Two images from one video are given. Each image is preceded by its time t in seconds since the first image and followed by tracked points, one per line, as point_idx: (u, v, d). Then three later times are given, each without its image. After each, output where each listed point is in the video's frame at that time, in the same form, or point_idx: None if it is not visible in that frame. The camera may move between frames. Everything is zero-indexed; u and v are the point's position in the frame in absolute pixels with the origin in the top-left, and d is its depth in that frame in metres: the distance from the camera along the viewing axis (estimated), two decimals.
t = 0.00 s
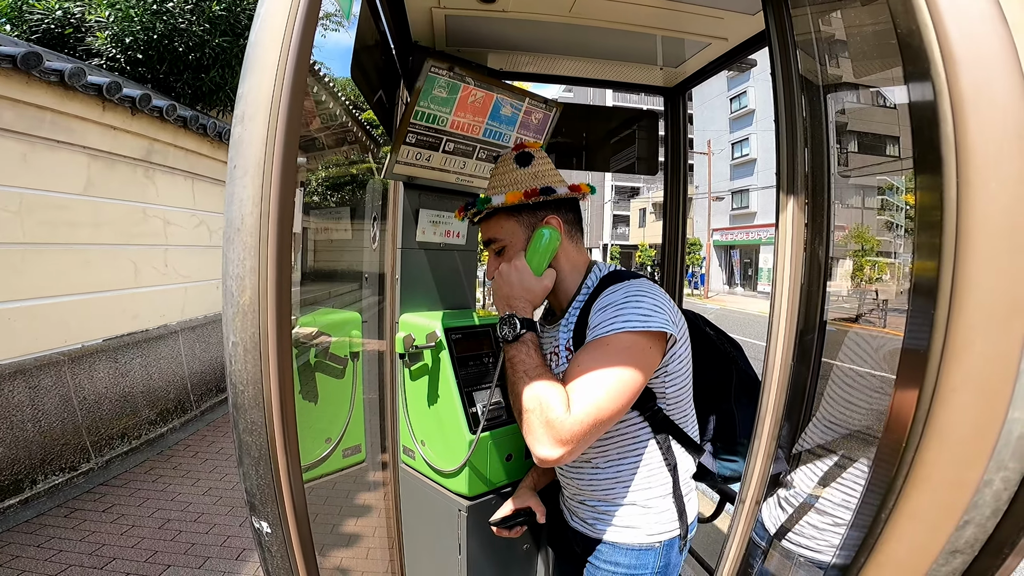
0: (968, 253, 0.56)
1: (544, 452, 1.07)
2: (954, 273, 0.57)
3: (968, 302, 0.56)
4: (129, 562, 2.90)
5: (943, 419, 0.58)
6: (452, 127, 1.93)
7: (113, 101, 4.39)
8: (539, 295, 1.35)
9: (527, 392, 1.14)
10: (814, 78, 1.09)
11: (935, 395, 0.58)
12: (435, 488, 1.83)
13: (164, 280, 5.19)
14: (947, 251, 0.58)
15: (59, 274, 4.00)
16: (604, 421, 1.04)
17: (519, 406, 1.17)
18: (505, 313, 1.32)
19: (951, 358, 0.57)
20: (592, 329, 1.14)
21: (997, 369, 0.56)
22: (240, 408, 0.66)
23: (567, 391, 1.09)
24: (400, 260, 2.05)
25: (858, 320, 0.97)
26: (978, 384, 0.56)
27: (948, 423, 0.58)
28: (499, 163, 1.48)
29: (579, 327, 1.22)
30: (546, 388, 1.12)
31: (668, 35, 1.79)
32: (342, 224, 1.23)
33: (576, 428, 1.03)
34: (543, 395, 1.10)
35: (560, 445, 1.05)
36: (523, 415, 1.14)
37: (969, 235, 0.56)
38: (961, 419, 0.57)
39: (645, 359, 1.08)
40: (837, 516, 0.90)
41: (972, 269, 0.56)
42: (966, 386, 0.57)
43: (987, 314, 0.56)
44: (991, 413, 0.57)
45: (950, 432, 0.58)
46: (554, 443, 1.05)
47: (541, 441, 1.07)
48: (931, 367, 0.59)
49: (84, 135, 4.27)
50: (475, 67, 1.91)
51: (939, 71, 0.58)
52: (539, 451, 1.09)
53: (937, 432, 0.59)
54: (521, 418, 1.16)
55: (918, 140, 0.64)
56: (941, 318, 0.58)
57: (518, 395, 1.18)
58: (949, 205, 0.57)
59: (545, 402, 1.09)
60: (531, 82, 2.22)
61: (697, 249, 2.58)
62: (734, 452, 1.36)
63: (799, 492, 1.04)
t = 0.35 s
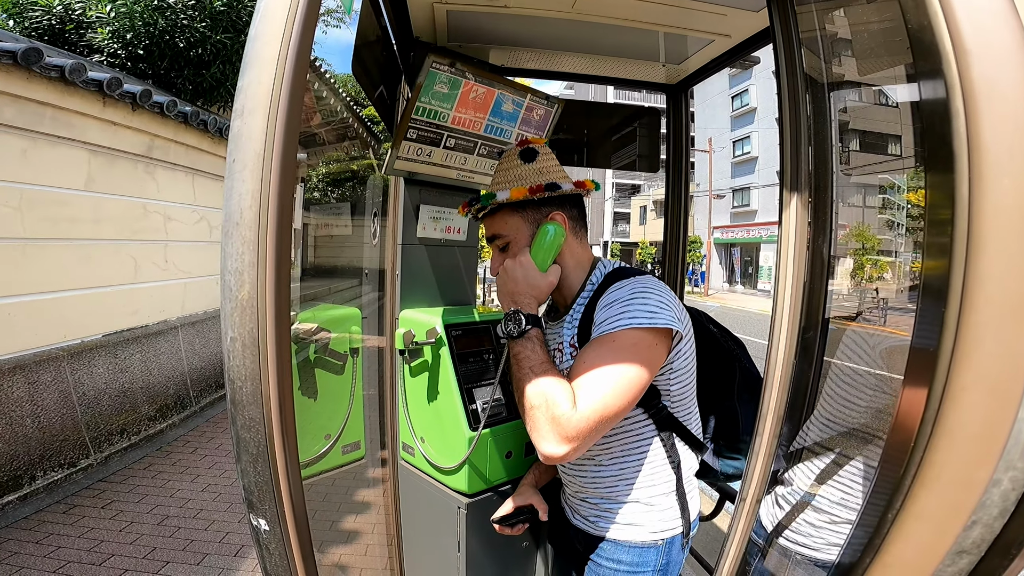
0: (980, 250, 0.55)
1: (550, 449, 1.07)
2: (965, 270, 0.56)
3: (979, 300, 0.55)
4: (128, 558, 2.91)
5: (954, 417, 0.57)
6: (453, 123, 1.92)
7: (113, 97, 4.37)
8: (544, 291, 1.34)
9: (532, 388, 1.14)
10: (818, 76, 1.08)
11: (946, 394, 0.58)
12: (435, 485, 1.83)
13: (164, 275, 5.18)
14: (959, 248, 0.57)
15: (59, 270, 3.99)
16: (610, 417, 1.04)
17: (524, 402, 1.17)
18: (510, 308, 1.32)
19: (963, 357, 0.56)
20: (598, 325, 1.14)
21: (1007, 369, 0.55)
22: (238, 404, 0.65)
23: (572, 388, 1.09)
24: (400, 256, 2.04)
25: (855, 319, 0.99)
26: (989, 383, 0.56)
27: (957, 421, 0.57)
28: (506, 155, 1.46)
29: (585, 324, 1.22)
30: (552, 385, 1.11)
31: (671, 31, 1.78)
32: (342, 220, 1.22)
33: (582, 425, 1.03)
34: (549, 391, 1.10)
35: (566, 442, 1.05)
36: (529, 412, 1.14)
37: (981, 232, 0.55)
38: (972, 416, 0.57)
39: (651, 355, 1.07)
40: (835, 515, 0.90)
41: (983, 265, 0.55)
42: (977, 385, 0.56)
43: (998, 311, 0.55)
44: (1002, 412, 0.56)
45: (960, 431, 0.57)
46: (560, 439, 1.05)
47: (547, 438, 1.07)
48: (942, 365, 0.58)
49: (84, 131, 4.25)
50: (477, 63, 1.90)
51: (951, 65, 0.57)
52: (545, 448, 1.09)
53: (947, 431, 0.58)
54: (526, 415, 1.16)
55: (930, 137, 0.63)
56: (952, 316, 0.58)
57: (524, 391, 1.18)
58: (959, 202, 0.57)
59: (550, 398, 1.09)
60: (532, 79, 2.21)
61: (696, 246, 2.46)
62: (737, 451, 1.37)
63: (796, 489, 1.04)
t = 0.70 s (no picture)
0: (972, 247, 0.56)
1: (547, 449, 1.07)
2: (956, 267, 0.57)
3: (972, 296, 0.56)
4: (121, 560, 2.89)
5: (946, 414, 0.58)
6: (448, 123, 1.92)
7: (105, 96, 4.35)
8: (540, 291, 1.34)
9: (528, 389, 1.14)
10: (811, 76, 1.09)
11: (938, 391, 0.58)
12: (431, 485, 1.83)
13: (157, 276, 5.15)
14: (951, 245, 0.57)
15: (51, 270, 3.96)
16: (606, 417, 1.04)
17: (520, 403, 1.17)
18: (505, 308, 1.32)
19: (955, 354, 0.57)
20: (593, 324, 1.14)
21: (1000, 367, 0.56)
22: (232, 405, 0.65)
23: (568, 387, 1.09)
24: (395, 256, 2.04)
25: (846, 318, 1.01)
26: (981, 380, 0.56)
27: (951, 416, 0.58)
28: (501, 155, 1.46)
29: (580, 324, 1.22)
30: (547, 384, 1.11)
31: (665, 31, 1.79)
32: (336, 219, 1.21)
33: (578, 424, 1.03)
34: (545, 392, 1.10)
35: (562, 442, 1.05)
36: (525, 412, 1.13)
37: (972, 229, 0.55)
38: (964, 412, 0.57)
39: (646, 354, 1.08)
40: (829, 514, 0.91)
41: (975, 262, 0.55)
42: (970, 381, 0.57)
43: (991, 308, 0.55)
44: (994, 408, 0.57)
45: (953, 428, 0.58)
46: (556, 439, 1.05)
47: (543, 438, 1.07)
48: (934, 362, 0.58)
49: (77, 131, 4.23)
50: (472, 63, 1.90)
51: (942, 66, 0.58)
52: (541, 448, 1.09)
53: (940, 427, 0.58)
54: (522, 415, 1.16)
55: (920, 137, 0.63)
56: (944, 313, 0.58)
57: (519, 391, 1.18)
58: (952, 199, 0.57)
59: (546, 398, 1.09)
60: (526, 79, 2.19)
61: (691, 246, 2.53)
62: (733, 449, 1.36)
63: (790, 488, 1.05)
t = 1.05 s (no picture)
0: (1002, 244, 0.55)
1: (547, 444, 1.06)
2: (986, 265, 0.56)
3: (1002, 293, 0.55)
4: (119, 553, 2.89)
5: (971, 414, 0.57)
6: (454, 116, 1.91)
7: (107, 88, 4.32)
8: (543, 285, 1.33)
9: (529, 383, 1.13)
10: (824, 75, 1.07)
11: (965, 389, 0.57)
12: (432, 480, 1.82)
13: (157, 267, 5.14)
14: (982, 242, 0.57)
15: (51, 262, 3.94)
16: (608, 412, 1.03)
17: (520, 398, 1.16)
18: (508, 301, 1.31)
19: (984, 353, 0.56)
20: (596, 319, 1.13)
21: None
22: (238, 397, 0.64)
23: (569, 382, 1.09)
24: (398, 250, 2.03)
25: (853, 318, 0.98)
26: (1011, 379, 0.55)
27: (977, 415, 0.57)
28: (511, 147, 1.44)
29: (583, 318, 1.21)
30: (549, 379, 1.11)
31: (673, 27, 1.77)
32: (339, 213, 1.20)
33: (580, 419, 1.03)
34: (546, 386, 1.09)
35: (563, 437, 1.04)
36: (526, 407, 1.13)
37: (1004, 226, 0.55)
38: (992, 411, 0.56)
39: (650, 350, 1.07)
40: (833, 512, 0.91)
41: (1006, 259, 0.54)
42: (998, 380, 0.55)
43: (1020, 306, 0.54)
44: None
45: (979, 427, 0.57)
46: (557, 434, 1.04)
47: (544, 433, 1.06)
48: (961, 362, 0.58)
49: (79, 122, 4.20)
50: (479, 57, 1.88)
51: (975, 62, 0.57)
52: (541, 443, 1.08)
53: (965, 427, 0.58)
54: (523, 410, 1.15)
55: (949, 134, 0.62)
56: (973, 311, 0.57)
57: (520, 386, 1.17)
58: (982, 197, 0.56)
59: (548, 393, 1.08)
60: (531, 73, 2.18)
61: (693, 244, 2.48)
62: (736, 446, 1.37)
63: (793, 488, 1.04)
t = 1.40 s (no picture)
0: (1005, 245, 0.55)
1: (540, 442, 1.06)
2: (988, 266, 0.56)
3: (1004, 293, 0.55)
4: (114, 552, 2.88)
5: (970, 415, 0.57)
6: (453, 114, 1.90)
7: (105, 85, 4.30)
8: (539, 282, 1.33)
9: (523, 381, 1.13)
10: (824, 76, 1.07)
11: (966, 390, 0.57)
12: (429, 479, 1.82)
13: (153, 265, 5.11)
14: (984, 242, 0.56)
15: (46, 259, 3.92)
16: (602, 409, 1.03)
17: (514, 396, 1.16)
18: (504, 299, 1.31)
19: (985, 355, 0.56)
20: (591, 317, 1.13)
21: None
22: (235, 396, 0.63)
23: (563, 380, 1.08)
24: (395, 248, 2.02)
25: (852, 319, 0.99)
26: (1012, 379, 0.55)
27: (978, 416, 0.57)
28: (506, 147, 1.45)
29: (578, 316, 1.21)
30: (543, 377, 1.10)
31: (673, 26, 1.77)
32: (337, 210, 1.20)
33: (572, 416, 1.02)
34: (539, 384, 1.09)
35: (555, 434, 1.04)
36: (519, 404, 1.12)
37: (1005, 227, 0.55)
38: (992, 411, 0.56)
39: (644, 349, 1.06)
40: (832, 513, 0.92)
41: (1009, 259, 0.54)
42: (999, 381, 0.56)
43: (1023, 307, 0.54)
44: None
45: (979, 427, 0.57)
46: (550, 431, 1.04)
47: (537, 430, 1.06)
48: (962, 363, 0.58)
49: (75, 119, 4.18)
50: (479, 55, 1.88)
51: (978, 62, 0.57)
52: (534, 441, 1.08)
53: (966, 427, 0.58)
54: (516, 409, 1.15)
55: (950, 136, 0.62)
56: (975, 311, 0.57)
57: (514, 384, 1.17)
58: (985, 199, 0.56)
59: (542, 389, 1.08)
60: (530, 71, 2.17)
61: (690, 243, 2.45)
62: (731, 446, 1.37)
63: (792, 489, 1.04)
